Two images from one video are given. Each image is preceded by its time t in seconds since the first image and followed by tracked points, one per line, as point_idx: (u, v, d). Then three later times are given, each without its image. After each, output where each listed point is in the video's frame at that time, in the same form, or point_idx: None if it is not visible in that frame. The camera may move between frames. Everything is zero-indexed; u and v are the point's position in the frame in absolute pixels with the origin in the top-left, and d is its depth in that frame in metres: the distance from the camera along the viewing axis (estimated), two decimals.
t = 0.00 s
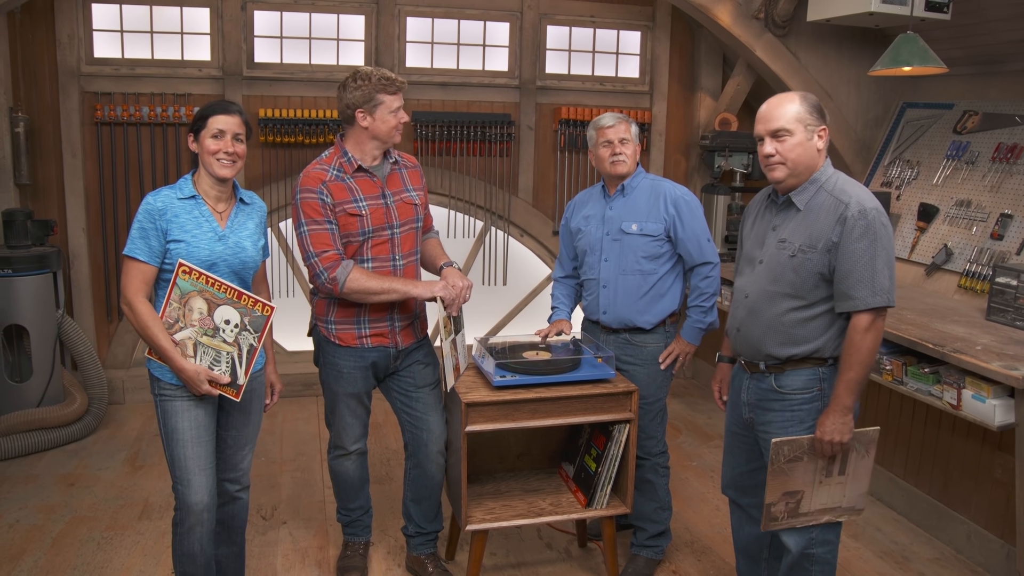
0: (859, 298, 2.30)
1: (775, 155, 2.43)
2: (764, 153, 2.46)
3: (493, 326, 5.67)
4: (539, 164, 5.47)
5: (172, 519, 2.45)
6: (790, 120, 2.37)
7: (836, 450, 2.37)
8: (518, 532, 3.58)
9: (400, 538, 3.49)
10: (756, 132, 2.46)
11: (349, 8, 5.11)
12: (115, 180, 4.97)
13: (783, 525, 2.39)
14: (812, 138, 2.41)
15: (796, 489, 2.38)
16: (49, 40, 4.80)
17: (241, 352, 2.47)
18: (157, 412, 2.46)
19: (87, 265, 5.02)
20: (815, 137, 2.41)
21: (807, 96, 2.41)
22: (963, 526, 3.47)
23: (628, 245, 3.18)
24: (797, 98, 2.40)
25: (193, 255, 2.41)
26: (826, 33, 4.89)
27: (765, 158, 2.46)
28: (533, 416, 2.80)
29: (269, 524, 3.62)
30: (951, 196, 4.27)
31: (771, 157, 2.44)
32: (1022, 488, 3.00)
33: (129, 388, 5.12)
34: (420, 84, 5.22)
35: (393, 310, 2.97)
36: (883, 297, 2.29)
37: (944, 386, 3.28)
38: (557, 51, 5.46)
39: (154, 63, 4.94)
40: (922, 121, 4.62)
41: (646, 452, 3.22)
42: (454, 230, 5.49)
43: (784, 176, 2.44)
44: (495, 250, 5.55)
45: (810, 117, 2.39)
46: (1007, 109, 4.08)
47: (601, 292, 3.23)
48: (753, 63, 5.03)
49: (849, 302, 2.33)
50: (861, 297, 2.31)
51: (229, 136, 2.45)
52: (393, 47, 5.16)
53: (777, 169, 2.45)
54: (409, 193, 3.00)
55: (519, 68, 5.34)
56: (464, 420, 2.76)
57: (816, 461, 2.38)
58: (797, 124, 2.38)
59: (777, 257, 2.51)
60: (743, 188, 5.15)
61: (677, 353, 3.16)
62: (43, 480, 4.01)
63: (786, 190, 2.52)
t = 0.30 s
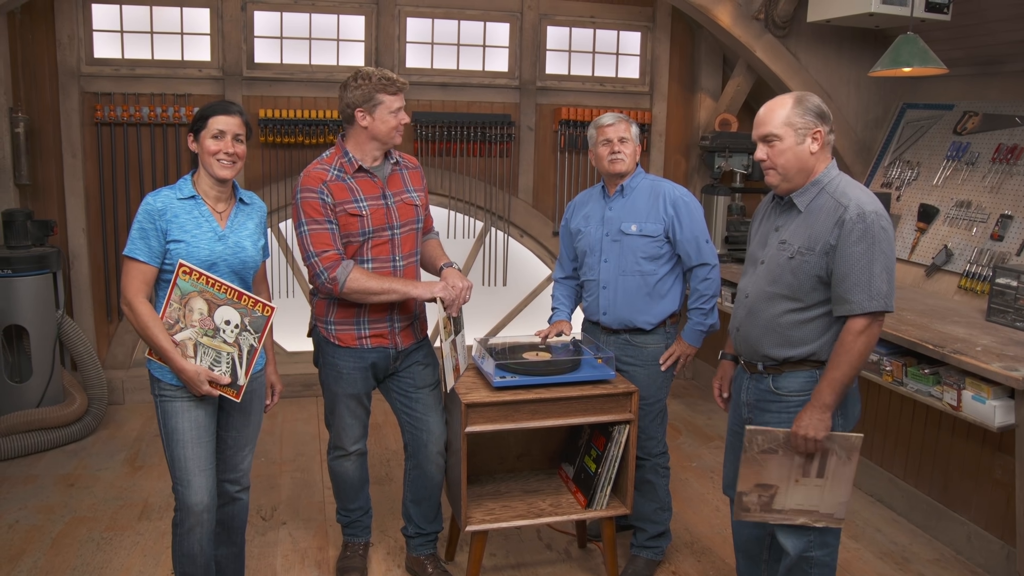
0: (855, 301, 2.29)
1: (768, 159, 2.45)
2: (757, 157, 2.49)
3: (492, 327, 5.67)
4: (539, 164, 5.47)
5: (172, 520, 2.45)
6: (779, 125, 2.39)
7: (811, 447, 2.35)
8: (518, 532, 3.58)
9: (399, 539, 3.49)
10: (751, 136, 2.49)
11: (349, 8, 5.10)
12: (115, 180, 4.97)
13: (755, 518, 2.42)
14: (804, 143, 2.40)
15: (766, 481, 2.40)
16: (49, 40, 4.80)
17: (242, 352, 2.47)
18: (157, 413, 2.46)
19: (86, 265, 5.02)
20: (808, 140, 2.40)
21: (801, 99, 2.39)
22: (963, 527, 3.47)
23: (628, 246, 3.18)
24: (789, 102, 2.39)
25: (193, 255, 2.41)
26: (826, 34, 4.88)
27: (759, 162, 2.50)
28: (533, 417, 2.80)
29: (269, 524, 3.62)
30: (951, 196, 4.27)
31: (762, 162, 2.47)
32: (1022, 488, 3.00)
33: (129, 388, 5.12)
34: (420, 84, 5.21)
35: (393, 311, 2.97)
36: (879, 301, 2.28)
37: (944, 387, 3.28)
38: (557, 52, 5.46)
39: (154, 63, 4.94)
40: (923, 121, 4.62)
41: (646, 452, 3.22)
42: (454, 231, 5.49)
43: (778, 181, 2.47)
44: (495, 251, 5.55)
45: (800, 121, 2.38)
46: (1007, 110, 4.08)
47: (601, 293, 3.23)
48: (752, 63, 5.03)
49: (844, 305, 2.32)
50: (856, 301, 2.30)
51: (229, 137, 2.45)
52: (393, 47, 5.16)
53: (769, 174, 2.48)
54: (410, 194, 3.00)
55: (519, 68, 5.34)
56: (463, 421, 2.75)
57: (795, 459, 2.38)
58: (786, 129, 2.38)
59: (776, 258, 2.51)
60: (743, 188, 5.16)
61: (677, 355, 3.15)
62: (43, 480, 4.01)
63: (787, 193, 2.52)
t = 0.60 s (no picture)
0: (851, 303, 2.28)
1: (766, 162, 2.47)
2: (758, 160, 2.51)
3: (491, 328, 5.67)
4: (538, 164, 5.47)
5: (172, 520, 2.45)
6: (773, 129, 2.40)
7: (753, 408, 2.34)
8: (518, 533, 3.58)
9: (399, 539, 3.49)
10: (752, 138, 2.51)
11: (349, 8, 5.10)
12: (115, 181, 4.97)
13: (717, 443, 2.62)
14: (800, 146, 2.40)
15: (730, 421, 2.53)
16: (48, 40, 4.80)
17: (243, 352, 2.47)
18: (158, 413, 2.46)
19: (86, 265, 5.01)
20: (802, 143, 2.40)
21: (798, 102, 2.39)
22: (962, 529, 3.47)
23: (627, 247, 3.18)
24: (786, 105, 2.40)
25: (193, 255, 2.41)
26: (826, 35, 4.87)
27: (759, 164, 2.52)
28: (533, 417, 2.80)
29: (268, 524, 3.61)
30: (950, 197, 4.27)
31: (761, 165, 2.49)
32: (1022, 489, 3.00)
33: (128, 388, 5.12)
34: (420, 84, 5.21)
35: (393, 312, 2.97)
36: (877, 303, 2.27)
37: (943, 387, 3.28)
38: (557, 52, 5.46)
39: (154, 64, 4.94)
40: (922, 122, 4.62)
41: (646, 452, 3.22)
42: (453, 231, 5.49)
43: (778, 185, 2.49)
44: (495, 252, 5.55)
45: (794, 124, 2.38)
46: (1007, 110, 4.08)
47: (601, 293, 3.23)
48: (752, 64, 5.03)
49: (840, 307, 2.32)
50: (852, 302, 2.29)
51: (229, 137, 2.45)
52: (393, 47, 5.16)
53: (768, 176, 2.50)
54: (411, 195, 3.00)
55: (519, 69, 5.34)
56: (463, 422, 2.75)
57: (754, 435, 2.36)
58: (780, 133, 2.39)
59: (778, 259, 2.52)
60: (743, 188, 5.16)
61: (676, 356, 3.13)
62: (42, 481, 4.01)
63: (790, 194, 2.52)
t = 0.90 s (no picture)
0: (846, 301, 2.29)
1: (768, 164, 2.48)
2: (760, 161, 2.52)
3: (491, 329, 5.67)
4: (538, 165, 5.47)
5: (172, 521, 2.45)
6: (773, 131, 2.40)
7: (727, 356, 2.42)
8: (518, 534, 3.58)
9: (399, 540, 3.49)
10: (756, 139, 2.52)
11: (348, 10, 5.11)
12: (114, 183, 4.98)
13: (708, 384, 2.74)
14: (801, 147, 2.40)
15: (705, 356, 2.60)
16: (48, 41, 4.80)
17: (244, 354, 2.47)
18: (158, 414, 2.46)
19: (85, 266, 5.01)
20: (803, 144, 2.40)
21: (798, 103, 2.39)
22: (962, 529, 3.47)
23: (627, 248, 3.18)
24: (787, 106, 2.40)
25: (194, 256, 2.41)
26: (825, 36, 4.87)
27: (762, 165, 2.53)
28: (533, 419, 2.80)
29: (268, 526, 3.61)
30: (950, 198, 4.27)
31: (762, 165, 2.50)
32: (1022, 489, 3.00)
33: (128, 389, 5.11)
34: (419, 86, 5.21)
35: (392, 313, 2.97)
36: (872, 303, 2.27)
37: (943, 388, 3.28)
38: (556, 53, 5.46)
39: (153, 65, 4.94)
40: (922, 123, 4.62)
41: (646, 453, 3.22)
42: (453, 232, 5.49)
43: (780, 186, 2.49)
44: (494, 253, 5.55)
45: (794, 125, 2.38)
46: (1006, 111, 4.08)
47: (601, 294, 3.23)
48: (751, 65, 5.03)
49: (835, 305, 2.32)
50: (848, 301, 2.29)
51: (229, 138, 2.45)
52: (392, 48, 5.16)
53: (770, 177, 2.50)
54: (410, 195, 3.00)
55: (518, 70, 5.34)
56: (463, 423, 2.74)
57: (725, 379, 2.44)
58: (780, 134, 2.40)
59: (778, 259, 2.52)
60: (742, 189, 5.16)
61: (676, 357, 3.11)
62: (41, 482, 4.00)
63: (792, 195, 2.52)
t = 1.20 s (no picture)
0: (844, 299, 2.29)
1: (768, 164, 2.48)
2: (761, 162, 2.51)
3: (491, 329, 5.67)
4: (538, 165, 5.47)
5: (173, 521, 2.45)
6: (773, 132, 2.40)
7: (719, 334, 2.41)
8: (518, 534, 3.58)
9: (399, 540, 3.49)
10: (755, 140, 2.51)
11: (348, 10, 5.11)
12: (114, 183, 4.98)
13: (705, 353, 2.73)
14: (801, 147, 2.40)
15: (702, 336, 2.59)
16: (48, 42, 4.80)
17: (244, 353, 2.47)
18: (158, 415, 2.46)
19: (86, 267, 5.01)
20: (803, 144, 2.39)
21: (797, 104, 2.38)
22: (962, 529, 3.47)
23: (625, 249, 3.18)
24: (785, 108, 2.39)
25: (194, 256, 2.41)
26: (825, 36, 4.87)
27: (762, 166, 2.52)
28: (533, 418, 2.80)
29: (268, 526, 3.61)
30: (950, 198, 4.27)
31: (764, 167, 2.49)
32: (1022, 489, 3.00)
33: (128, 389, 5.12)
34: (419, 86, 5.21)
35: (393, 313, 2.98)
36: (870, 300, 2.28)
37: (943, 388, 3.28)
38: (556, 53, 5.46)
39: (154, 65, 4.94)
40: (922, 122, 4.62)
41: (645, 453, 3.22)
42: (453, 232, 5.49)
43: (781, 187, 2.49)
44: (494, 253, 5.55)
45: (794, 126, 2.37)
46: (1006, 111, 4.08)
47: (600, 295, 3.23)
48: (752, 65, 5.03)
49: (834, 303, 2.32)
50: (847, 298, 2.29)
51: (229, 138, 2.45)
52: (392, 48, 5.16)
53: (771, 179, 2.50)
54: (411, 195, 3.00)
55: (518, 70, 5.34)
56: (464, 422, 2.74)
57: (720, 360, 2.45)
58: (780, 135, 2.39)
59: (778, 258, 2.52)
60: (742, 188, 5.16)
61: (676, 359, 3.12)
62: (42, 482, 4.01)
63: (791, 194, 2.52)
